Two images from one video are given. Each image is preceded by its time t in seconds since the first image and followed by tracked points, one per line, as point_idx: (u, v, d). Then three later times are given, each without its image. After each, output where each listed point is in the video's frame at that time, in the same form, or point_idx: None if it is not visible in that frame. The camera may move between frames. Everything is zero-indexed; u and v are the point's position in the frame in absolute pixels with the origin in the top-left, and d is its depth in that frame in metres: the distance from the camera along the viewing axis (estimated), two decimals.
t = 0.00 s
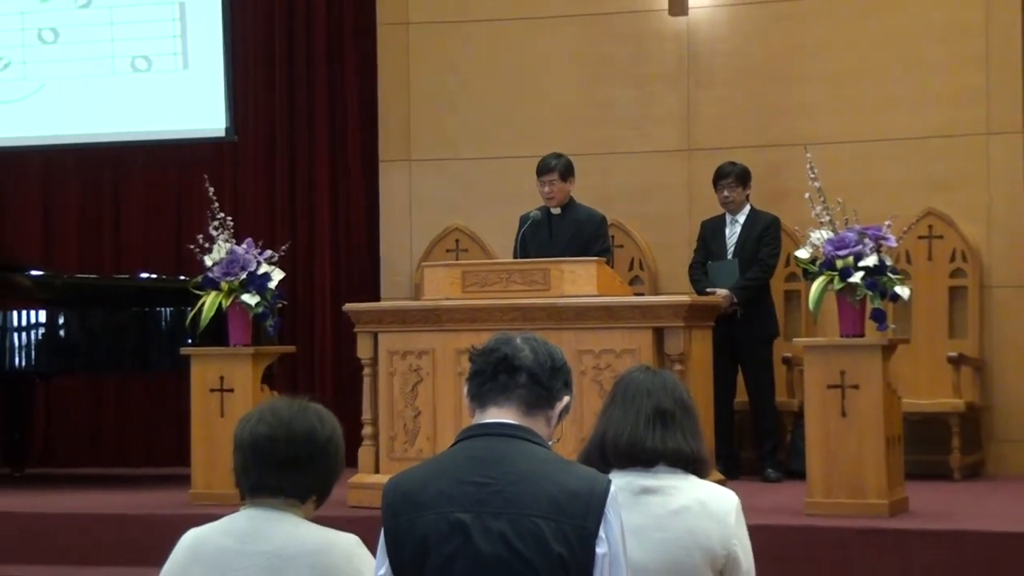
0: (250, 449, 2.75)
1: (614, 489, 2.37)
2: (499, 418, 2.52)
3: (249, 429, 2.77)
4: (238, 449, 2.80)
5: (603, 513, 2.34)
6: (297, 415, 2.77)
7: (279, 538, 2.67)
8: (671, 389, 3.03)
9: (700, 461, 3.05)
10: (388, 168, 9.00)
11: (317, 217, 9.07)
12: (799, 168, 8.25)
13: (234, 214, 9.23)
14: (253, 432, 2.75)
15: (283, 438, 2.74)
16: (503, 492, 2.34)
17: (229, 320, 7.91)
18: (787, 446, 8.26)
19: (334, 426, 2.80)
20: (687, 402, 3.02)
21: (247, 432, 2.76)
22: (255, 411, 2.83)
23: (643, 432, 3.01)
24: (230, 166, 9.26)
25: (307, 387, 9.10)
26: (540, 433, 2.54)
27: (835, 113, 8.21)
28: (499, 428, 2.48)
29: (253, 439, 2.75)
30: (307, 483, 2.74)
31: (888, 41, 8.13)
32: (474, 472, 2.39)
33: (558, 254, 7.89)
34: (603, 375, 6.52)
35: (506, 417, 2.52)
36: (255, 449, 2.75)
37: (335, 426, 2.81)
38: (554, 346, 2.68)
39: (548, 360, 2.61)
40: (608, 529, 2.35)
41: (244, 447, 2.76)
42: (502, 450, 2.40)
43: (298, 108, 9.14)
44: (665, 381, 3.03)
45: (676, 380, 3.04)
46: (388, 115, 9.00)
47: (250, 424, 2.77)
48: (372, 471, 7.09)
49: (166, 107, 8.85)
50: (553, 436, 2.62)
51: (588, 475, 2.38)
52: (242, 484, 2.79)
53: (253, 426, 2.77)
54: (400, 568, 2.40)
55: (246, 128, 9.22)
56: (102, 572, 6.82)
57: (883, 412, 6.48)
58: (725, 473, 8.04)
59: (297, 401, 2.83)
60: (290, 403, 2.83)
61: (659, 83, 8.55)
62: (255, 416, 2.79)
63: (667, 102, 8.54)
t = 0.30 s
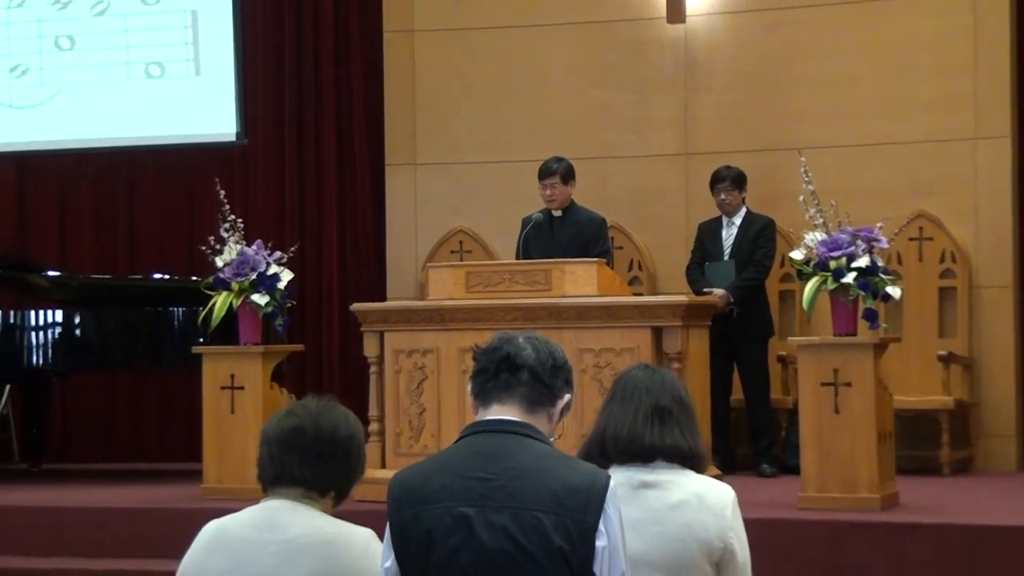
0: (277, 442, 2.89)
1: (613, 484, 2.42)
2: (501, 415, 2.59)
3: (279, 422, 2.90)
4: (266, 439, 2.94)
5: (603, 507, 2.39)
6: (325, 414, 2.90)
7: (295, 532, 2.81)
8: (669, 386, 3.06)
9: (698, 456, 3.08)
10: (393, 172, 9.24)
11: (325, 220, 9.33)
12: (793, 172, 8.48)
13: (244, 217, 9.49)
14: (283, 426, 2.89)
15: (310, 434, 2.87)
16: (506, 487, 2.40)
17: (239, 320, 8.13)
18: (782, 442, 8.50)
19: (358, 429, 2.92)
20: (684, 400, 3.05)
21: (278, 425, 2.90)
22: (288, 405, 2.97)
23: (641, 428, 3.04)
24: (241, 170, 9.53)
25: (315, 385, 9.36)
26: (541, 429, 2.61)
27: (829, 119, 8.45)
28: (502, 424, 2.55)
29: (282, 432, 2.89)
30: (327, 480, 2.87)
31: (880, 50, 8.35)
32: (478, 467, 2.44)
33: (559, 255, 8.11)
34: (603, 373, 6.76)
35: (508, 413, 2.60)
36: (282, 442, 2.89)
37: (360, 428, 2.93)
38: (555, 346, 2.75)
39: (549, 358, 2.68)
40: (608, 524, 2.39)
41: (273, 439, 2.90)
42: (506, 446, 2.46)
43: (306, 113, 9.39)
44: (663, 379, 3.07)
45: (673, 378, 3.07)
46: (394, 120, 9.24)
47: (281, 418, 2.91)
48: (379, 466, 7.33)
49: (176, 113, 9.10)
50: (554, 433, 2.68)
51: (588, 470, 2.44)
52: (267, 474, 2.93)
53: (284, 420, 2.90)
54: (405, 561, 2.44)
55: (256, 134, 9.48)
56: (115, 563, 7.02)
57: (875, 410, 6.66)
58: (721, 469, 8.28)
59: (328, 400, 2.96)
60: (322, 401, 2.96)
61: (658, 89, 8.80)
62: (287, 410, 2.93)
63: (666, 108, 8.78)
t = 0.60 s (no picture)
0: (290, 441, 2.98)
1: (611, 482, 2.47)
2: (503, 415, 2.63)
3: (292, 422, 3.00)
4: (280, 438, 3.04)
5: (601, 504, 2.44)
6: (337, 416, 2.99)
7: (305, 526, 2.89)
8: (667, 386, 3.08)
9: (694, 455, 3.09)
10: (398, 178, 9.48)
11: (332, 224, 9.57)
12: (786, 177, 8.71)
13: (253, 221, 9.75)
14: (297, 426, 2.98)
15: (322, 434, 2.96)
16: (507, 485, 2.45)
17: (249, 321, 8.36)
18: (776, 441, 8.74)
19: (368, 431, 3.01)
20: (683, 399, 3.07)
21: (292, 424, 3.00)
22: (301, 406, 3.07)
23: (639, 427, 3.06)
24: (250, 176, 9.78)
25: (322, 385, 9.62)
26: (542, 429, 2.66)
27: (823, 126, 8.68)
28: (503, 424, 2.59)
29: (295, 432, 2.98)
30: (337, 478, 2.97)
31: (873, 58, 8.58)
32: (479, 465, 2.50)
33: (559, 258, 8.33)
34: (603, 373, 6.98)
35: (509, 413, 2.64)
36: (295, 442, 2.98)
37: (370, 430, 3.02)
38: (555, 347, 2.79)
39: (549, 359, 2.72)
40: (606, 520, 2.45)
41: (285, 438, 2.99)
42: (507, 445, 2.51)
43: (314, 120, 9.64)
44: (661, 379, 3.09)
45: (671, 378, 3.10)
46: (399, 127, 9.49)
47: (295, 418, 3.00)
48: (384, 464, 7.56)
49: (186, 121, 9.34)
50: (555, 432, 2.73)
51: (587, 468, 2.49)
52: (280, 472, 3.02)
53: (297, 420, 3.00)
54: (408, 557, 2.50)
55: (265, 140, 9.72)
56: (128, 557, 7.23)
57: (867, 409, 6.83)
58: (718, 466, 8.51)
59: (340, 402, 3.06)
60: (334, 404, 3.05)
61: (656, 97, 9.04)
62: (300, 411, 3.03)
63: (664, 116, 9.02)
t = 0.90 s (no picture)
0: (293, 436, 3.08)
1: (610, 476, 2.55)
2: (503, 411, 2.70)
3: (294, 417, 3.10)
4: (283, 434, 3.14)
5: (600, 498, 2.52)
6: (337, 410, 3.09)
7: (309, 518, 2.99)
8: (664, 384, 3.13)
9: (690, 449, 3.15)
10: (403, 180, 9.76)
11: (338, 225, 9.83)
12: (780, 181, 8.96)
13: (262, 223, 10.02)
14: (299, 420, 3.08)
15: (323, 428, 3.06)
16: (508, 478, 2.53)
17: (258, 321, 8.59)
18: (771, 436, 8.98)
19: (368, 424, 3.10)
20: (680, 397, 3.12)
21: (294, 420, 3.09)
22: (303, 402, 3.16)
23: (637, 423, 3.11)
24: (259, 179, 10.05)
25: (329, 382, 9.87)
26: (541, 425, 2.73)
27: (816, 131, 8.93)
28: (504, 420, 2.66)
29: (297, 426, 3.08)
30: (339, 471, 3.06)
31: (865, 64, 8.82)
32: (481, 460, 2.58)
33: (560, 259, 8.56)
34: (602, 370, 7.22)
35: (509, 409, 2.71)
36: (297, 436, 3.07)
37: (369, 424, 3.11)
38: (555, 345, 2.86)
39: (549, 357, 2.79)
40: (605, 513, 2.52)
41: (288, 433, 3.09)
42: (509, 441, 2.59)
43: (321, 124, 9.90)
44: (658, 377, 3.14)
45: (668, 376, 3.15)
46: (404, 130, 9.76)
47: (297, 413, 3.10)
48: (390, 458, 7.80)
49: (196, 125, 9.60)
50: (554, 427, 2.81)
51: (587, 463, 2.57)
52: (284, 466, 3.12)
53: (299, 415, 3.09)
54: (411, 550, 2.58)
55: (274, 144, 10.00)
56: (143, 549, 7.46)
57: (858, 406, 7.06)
58: (714, 461, 8.76)
59: (340, 397, 3.15)
60: (335, 398, 3.15)
61: (654, 102, 9.28)
62: (302, 406, 3.12)
63: (661, 120, 9.27)
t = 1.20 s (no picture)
0: (290, 434, 3.11)
1: (609, 472, 2.67)
2: (506, 407, 2.86)
3: (291, 416, 3.12)
4: (280, 432, 3.16)
5: (599, 493, 2.64)
6: (333, 408, 3.11)
7: (306, 518, 3.02)
8: (661, 381, 3.29)
9: (687, 445, 3.31)
10: (406, 184, 9.98)
11: (343, 227, 10.07)
12: (776, 184, 9.19)
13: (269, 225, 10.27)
14: (295, 419, 3.10)
15: (319, 426, 3.09)
16: (510, 474, 2.66)
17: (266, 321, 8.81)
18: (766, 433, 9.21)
19: (363, 421, 3.13)
20: (676, 393, 3.28)
21: (290, 418, 3.12)
22: (299, 401, 3.19)
23: (635, 419, 3.26)
24: (266, 183, 10.30)
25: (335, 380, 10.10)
26: (543, 421, 2.89)
27: (810, 135, 9.16)
28: (507, 416, 2.82)
29: (294, 425, 3.11)
30: (336, 469, 3.09)
31: (857, 70, 9.05)
32: (484, 456, 2.70)
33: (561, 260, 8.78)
34: (601, 369, 7.45)
35: (511, 406, 2.87)
36: (294, 435, 3.10)
37: (365, 420, 3.14)
38: (556, 346, 3.03)
39: (549, 356, 2.95)
40: (604, 508, 2.64)
41: (285, 432, 3.11)
42: (511, 438, 2.72)
43: (327, 129, 10.15)
44: (655, 374, 3.30)
45: (665, 374, 3.30)
46: (407, 135, 9.98)
47: (293, 412, 3.12)
48: (395, 455, 8.03)
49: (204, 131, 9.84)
50: (554, 424, 2.97)
51: (587, 459, 2.69)
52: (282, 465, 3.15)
53: (296, 414, 3.12)
54: (416, 543, 2.71)
55: (281, 149, 10.24)
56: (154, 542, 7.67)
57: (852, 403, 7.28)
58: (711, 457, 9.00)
59: (335, 395, 3.18)
60: (330, 396, 3.18)
61: (653, 107, 9.52)
62: (298, 405, 3.15)
63: (659, 125, 9.50)
